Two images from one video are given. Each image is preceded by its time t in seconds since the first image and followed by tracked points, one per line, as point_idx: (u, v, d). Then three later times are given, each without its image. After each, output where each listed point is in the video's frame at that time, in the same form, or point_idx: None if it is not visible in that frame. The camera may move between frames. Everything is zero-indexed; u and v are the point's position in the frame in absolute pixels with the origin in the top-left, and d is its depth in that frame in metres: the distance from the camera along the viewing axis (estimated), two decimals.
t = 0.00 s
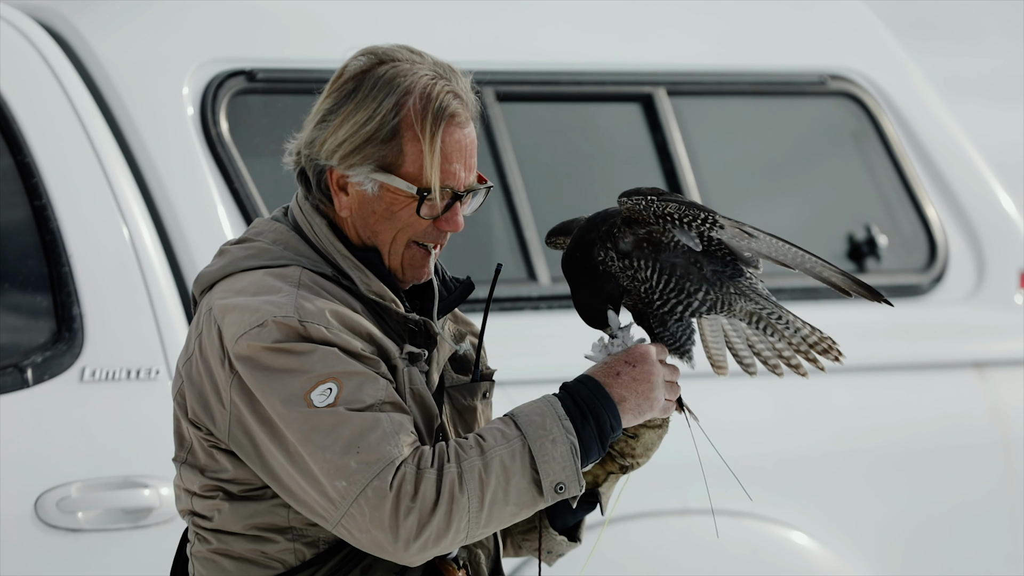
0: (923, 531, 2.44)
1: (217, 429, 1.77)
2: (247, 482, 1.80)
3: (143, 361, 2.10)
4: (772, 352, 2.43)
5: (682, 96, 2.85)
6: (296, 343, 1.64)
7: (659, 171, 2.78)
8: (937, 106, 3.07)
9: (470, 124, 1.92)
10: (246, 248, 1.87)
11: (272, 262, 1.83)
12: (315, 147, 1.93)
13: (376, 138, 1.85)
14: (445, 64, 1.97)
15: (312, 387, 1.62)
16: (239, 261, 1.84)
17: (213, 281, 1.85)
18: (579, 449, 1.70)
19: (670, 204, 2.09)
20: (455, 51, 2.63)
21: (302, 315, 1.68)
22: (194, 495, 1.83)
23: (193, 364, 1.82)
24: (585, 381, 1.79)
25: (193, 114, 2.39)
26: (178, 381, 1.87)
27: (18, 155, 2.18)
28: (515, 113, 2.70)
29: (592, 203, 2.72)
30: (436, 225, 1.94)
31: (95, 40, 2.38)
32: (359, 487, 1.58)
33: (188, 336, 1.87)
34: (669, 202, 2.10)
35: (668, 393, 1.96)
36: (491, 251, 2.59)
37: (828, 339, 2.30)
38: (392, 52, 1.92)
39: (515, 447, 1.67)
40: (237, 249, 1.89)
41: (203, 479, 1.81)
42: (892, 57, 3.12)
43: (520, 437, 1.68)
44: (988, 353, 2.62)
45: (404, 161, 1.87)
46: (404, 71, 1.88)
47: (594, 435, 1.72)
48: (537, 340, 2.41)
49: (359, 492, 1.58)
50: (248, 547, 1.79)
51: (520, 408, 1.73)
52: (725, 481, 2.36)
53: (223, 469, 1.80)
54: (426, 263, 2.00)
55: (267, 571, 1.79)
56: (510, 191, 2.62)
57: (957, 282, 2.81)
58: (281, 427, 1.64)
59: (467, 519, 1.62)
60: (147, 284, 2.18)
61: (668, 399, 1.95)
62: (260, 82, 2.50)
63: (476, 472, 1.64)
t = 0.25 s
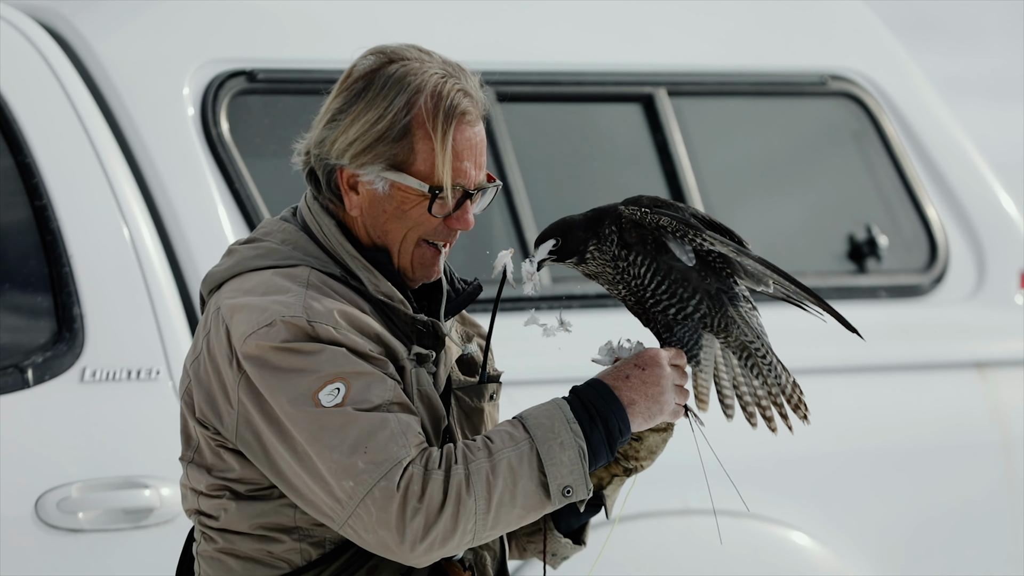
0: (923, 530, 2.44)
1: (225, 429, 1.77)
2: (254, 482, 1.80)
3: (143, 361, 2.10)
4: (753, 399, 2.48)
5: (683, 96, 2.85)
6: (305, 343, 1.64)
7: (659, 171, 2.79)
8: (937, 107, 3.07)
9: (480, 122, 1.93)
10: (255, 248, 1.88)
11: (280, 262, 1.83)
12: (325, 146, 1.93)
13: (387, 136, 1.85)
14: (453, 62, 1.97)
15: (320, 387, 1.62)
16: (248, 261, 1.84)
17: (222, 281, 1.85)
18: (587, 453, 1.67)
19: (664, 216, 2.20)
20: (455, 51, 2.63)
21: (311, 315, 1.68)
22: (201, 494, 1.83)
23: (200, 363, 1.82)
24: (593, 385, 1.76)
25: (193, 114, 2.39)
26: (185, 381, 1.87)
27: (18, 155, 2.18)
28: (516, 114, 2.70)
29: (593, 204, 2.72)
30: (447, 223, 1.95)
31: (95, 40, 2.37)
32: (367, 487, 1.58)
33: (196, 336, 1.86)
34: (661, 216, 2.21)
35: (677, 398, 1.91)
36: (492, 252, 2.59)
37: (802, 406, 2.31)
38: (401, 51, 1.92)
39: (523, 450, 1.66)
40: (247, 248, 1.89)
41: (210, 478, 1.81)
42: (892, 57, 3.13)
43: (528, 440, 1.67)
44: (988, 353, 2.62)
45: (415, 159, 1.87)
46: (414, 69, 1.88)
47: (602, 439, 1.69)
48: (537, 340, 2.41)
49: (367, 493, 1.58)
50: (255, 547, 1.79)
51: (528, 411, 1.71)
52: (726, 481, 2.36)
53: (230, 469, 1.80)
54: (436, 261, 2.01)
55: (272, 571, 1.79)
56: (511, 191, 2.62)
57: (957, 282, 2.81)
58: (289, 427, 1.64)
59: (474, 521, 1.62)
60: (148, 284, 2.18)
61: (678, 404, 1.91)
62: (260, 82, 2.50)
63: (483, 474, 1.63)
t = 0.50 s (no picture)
0: (923, 531, 2.44)
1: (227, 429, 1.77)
2: (256, 482, 1.80)
3: (143, 361, 2.10)
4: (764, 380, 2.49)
5: (683, 97, 2.85)
6: (307, 346, 1.64)
7: (659, 171, 2.79)
8: (938, 107, 3.07)
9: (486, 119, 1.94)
10: (260, 247, 1.88)
11: (286, 262, 1.83)
12: (333, 145, 1.93)
13: (395, 134, 1.86)
14: (458, 59, 1.98)
15: (321, 391, 1.62)
16: (254, 261, 1.85)
17: (226, 280, 1.86)
18: (598, 512, 1.62)
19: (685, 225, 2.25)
20: (456, 51, 2.63)
21: (315, 316, 1.68)
22: (204, 494, 1.83)
23: (204, 362, 1.82)
24: (626, 449, 1.68)
25: (193, 114, 2.39)
26: (190, 380, 1.88)
27: (18, 156, 2.18)
28: (515, 114, 2.70)
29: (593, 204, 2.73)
30: (455, 219, 1.96)
31: (96, 40, 2.37)
32: (361, 495, 1.58)
33: (201, 335, 1.86)
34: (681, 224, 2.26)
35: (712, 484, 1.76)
36: (492, 252, 2.59)
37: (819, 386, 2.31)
38: (406, 49, 1.92)
39: (533, 490, 1.62)
40: (253, 247, 1.90)
41: (212, 477, 1.81)
42: (893, 57, 3.12)
43: (542, 482, 1.62)
44: (988, 353, 2.62)
45: (423, 156, 1.88)
46: (420, 66, 1.89)
47: (616, 500, 1.63)
48: (537, 340, 2.41)
49: (361, 500, 1.58)
50: (259, 546, 1.80)
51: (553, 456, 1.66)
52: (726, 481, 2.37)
53: (232, 469, 1.80)
54: (444, 258, 2.02)
55: (275, 570, 1.80)
56: (511, 192, 2.63)
57: (958, 282, 2.81)
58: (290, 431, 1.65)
59: (466, 548, 1.59)
60: (149, 284, 2.18)
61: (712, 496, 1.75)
62: (261, 82, 2.50)
63: (485, 504, 1.60)
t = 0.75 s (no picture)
0: (924, 531, 2.44)
1: (219, 432, 1.77)
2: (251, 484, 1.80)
3: (143, 361, 2.10)
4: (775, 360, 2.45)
5: (683, 97, 2.85)
6: (292, 352, 1.64)
7: (659, 171, 2.79)
8: (938, 107, 3.07)
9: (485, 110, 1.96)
10: (255, 248, 1.89)
11: (281, 262, 1.84)
12: (335, 142, 1.93)
13: (399, 128, 1.87)
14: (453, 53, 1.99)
15: (302, 402, 1.62)
16: (249, 261, 1.85)
17: (225, 281, 1.86)
18: (560, 499, 1.64)
19: (707, 219, 2.15)
20: (457, 51, 2.63)
21: (306, 316, 1.69)
22: (201, 496, 1.83)
23: (199, 365, 1.82)
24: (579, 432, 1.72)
25: (194, 115, 2.39)
26: (184, 381, 1.87)
27: (18, 156, 2.18)
28: (516, 114, 2.70)
29: (594, 203, 2.72)
30: (458, 213, 1.98)
31: (96, 40, 2.38)
32: (332, 509, 1.58)
33: (196, 338, 1.86)
34: (704, 217, 2.16)
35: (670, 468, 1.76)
36: (494, 253, 2.60)
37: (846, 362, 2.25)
38: (403, 44, 1.93)
39: (493, 489, 1.64)
40: (248, 248, 1.90)
41: (208, 481, 1.81)
42: (893, 57, 3.12)
43: (501, 479, 1.64)
44: (989, 353, 2.62)
45: (428, 149, 1.89)
46: (420, 60, 1.90)
47: (577, 485, 1.65)
48: (537, 340, 2.41)
49: (332, 515, 1.58)
50: (257, 548, 1.80)
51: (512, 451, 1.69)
52: (726, 482, 2.37)
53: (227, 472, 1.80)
54: (447, 253, 2.03)
55: (275, 572, 1.80)
56: (511, 192, 2.62)
57: (958, 282, 2.81)
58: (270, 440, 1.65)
59: (434, 554, 1.60)
60: (147, 283, 2.18)
61: (674, 489, 1.75)
62: (261, 83, 2.50)
63: (448, 509, 1.61)
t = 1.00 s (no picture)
0: (924, 531, 2.44)
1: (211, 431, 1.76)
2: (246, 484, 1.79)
3: (143, 362, 2.10)
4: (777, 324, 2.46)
5: (683, 97, 2.85)
6: (275, 346, 1.65)
7: (659, 171, 2.79)
8: (938, 106, 3.07)
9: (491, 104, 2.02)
10: (248, 246, 1.89)
11: (273, 258, 1.85)
12: (346, 137, 1.93)
13: (416, 121, 1.89)
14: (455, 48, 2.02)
15: (281, 398, 1.62)
16: (243, 258, 1.86)
17: (220, 279, 1.86)
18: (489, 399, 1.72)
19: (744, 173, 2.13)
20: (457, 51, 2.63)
21: (294, 311, 1.70)
22: (197, 496, 1.83)
23: (192, 363, 1.82)
24: (471, 331, 1.79)
25: (194, 115, 2.39)
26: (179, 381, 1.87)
27: (18, 156, 2.18)
28: (515, 114, 2.70)
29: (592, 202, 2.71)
30: (467, 207, 2.03)
31: (96, 40, 2.37)
32: (312, 501, 1.59)
33: (191, 337, 1.87)
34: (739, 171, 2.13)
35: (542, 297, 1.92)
36: (494, 253, 2.59)
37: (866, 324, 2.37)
38: (409, 39, 1.94)
39: (428, 423, 1.66)
40: (241, 246, 1.91)
41: (203, 480, 1.81)
42: (893, 57, 3.12)
43: (429, 411, 1.67)
44: (990, 353, 2.63)
45: (443, 141, 1.93)
46: (429, 54, 1.92)
47: (497, 378, 1.75)
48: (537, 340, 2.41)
49: (312, 508, 1.58)
50: (253, 548, 1.79)
51: (417, 383, 1.72)
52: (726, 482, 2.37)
53: (222, 471, 1.80)
54: (454, 246, 2.07)
55: (271, 572, 1.80)
56: (512, 190, 2.62)
57: (959, 282, 2.80)
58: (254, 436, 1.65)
59: (408, 506, 1.62)
60: (147, 282, 2.18)
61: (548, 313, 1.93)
62: (261, 83, 2.50)
63: (402, 459, 1.63)
